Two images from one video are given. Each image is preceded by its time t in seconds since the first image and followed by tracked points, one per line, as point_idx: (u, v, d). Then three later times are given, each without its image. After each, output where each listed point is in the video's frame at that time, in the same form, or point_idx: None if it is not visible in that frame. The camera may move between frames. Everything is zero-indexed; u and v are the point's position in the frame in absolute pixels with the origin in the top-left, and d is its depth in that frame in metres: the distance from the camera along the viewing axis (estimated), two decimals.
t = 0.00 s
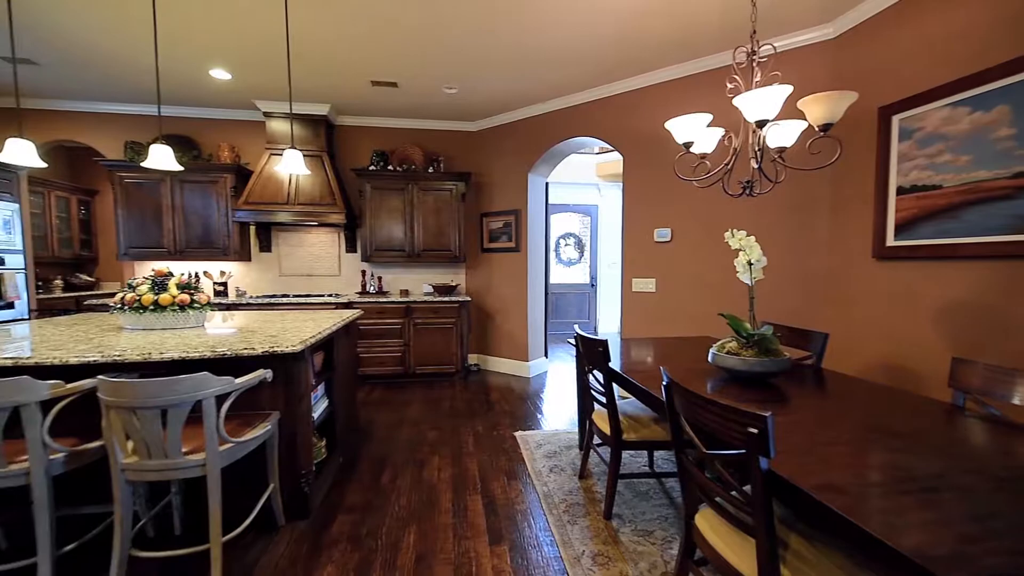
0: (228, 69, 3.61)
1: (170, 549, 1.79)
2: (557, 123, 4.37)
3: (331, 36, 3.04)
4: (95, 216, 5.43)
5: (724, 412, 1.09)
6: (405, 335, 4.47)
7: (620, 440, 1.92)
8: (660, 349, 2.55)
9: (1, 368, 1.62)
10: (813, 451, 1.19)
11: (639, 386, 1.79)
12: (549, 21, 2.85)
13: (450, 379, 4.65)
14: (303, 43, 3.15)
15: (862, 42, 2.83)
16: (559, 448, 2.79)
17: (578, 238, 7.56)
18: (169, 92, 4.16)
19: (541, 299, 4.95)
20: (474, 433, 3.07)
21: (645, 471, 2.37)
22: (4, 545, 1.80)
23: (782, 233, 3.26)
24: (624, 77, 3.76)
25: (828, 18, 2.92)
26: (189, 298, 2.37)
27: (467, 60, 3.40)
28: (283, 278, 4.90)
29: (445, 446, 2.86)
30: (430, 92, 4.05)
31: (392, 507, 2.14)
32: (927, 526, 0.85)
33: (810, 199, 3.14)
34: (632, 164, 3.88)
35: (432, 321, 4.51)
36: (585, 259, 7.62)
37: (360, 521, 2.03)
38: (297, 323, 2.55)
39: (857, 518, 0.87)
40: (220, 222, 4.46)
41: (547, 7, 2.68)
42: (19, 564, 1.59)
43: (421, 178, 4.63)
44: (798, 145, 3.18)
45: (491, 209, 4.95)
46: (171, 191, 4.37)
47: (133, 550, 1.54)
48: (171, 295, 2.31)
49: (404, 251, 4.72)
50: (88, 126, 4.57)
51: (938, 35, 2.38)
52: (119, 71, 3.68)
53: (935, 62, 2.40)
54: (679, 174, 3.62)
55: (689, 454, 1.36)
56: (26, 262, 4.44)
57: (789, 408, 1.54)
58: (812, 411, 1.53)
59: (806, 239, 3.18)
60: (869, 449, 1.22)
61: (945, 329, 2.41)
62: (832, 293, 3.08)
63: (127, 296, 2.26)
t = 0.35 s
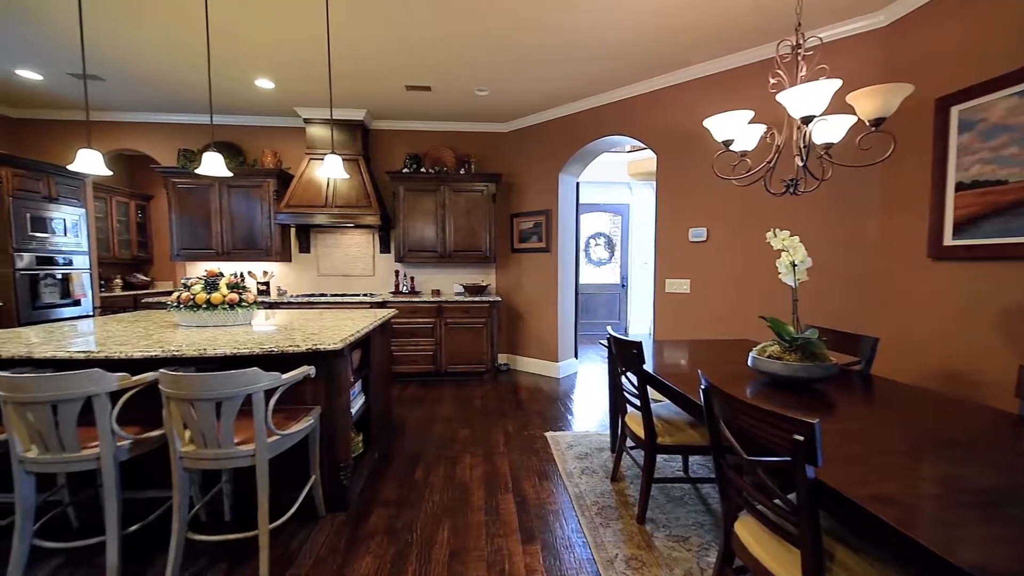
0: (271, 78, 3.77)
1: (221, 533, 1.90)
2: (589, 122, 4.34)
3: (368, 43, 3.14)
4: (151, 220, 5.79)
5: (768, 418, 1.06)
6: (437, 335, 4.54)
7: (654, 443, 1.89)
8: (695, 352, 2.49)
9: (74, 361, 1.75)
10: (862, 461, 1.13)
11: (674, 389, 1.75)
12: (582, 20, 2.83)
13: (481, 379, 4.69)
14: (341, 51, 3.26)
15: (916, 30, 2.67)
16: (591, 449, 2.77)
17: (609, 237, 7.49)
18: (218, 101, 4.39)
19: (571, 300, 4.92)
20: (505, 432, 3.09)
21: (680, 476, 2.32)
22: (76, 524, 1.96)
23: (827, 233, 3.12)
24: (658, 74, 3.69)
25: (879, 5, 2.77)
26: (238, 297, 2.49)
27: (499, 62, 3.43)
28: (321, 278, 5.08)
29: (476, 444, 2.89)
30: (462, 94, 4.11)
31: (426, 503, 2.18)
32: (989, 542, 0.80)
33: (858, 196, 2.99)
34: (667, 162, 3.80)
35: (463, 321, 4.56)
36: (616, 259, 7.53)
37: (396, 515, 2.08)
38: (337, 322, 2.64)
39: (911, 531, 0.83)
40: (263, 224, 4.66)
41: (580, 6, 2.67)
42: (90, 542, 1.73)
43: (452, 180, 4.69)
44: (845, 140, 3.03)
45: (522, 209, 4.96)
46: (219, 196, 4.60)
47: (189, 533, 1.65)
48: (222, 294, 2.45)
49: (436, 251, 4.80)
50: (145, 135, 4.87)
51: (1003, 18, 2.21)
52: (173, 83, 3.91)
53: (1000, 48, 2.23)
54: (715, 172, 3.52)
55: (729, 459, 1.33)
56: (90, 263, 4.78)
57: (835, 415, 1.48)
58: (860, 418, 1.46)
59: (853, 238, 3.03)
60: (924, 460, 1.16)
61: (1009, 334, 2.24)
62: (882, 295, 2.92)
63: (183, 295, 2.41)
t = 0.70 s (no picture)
0: (309, 85, 3.91)
1: (264, 522, 1.98)
2: (620, 120, 4.28)
3: (401, 49, 3.21)
4: (198, 222, 6.10)
5: (815, 427, 1.02)
6: (467, 334, 4.59)
7: (689, 448, 1.85)
8: (730, 355, 2.42)
9: (132, 357, 1.87)
10: (915, 474, 1.07)
11: (711, 394, 1.71)
12: (614, 18, 2.80)
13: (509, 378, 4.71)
14: (375, 58, 3.35)
15: (976, 15, 2.50)
16: (622, 452, 2.73)
17: (639, 237, 7.37)
18: (259, 109, 4.58)
19: (601, 300, 4.87)
20: (535, 432, 3.09)
21: (715, 483, 2.26)
22: (134, 508, 2.09)
23: (874, 232, 2.97)
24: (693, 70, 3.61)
25: None
26: (280, 297, 2.60)
27: (530, 63, 3.43)
28: (355, 278, 5.22)
29: (506, 443, 2.91)
30: (493, 96, 4.14)
31: (457, 500, 2.21)
32: None
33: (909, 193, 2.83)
34: (701, 160, 3.71)
35: (493, 321, 4.59)
36: (646, 259, 7.40)
37: (428, 511, 2.12)
38: (371, 321, 2.70)
39: (975, 549, 0.78)
40: (301, 226, 4.84)
41: (612, 4, 2.64)
42: (147, 525, 1.85)
43: (482, 181, 4.73)
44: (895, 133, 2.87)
45: (551, 209, 4.95)
46: (260, 199, 4.80)
47: (237, 521, 1.73)
48: (265, 294, 2.56)
49: (466, 251, 4.85)
50: (194, 142, 5.14)
51: None
52: (219, 93, 4.11)
53: None
54: (753, 169, 3.41)
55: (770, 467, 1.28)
56: (144, 264, 5.09)
57: (885, 424, 1.40)
58: (911, 428, 1.38)
59: (903, 237, 2.87)
60: (986, 474, 1.08)
61: None
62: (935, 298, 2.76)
63: (230, 294, 2.54)
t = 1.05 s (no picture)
0: (344, 91, 4.03)
1: (301, 516, 2.05)
2: (653, 119, 4.21)
3: (433, 55, 3.27)
4: (241, 225, 6.37)
5: (867, 441, 0.97)
6: (496, 335, 4.61)
7: (726, 457, 1.79)
8: (768, 361, 2.33)
9: (182, 355, 1.97)
10: (977, 494, 1.00)
11: (749, 401, 1.65)
12: (648, 16, 2.75)
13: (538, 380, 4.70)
14: (408, 63, 3.42)
15: None
16: (654, 458, 2.68)
17: (670, 237, 7.21)
18: (298, 115, 4.75)
19: (632, 302, 4.79)
20: (564, 435, 3.07)
21: (752, 493, 2.18)
22: (184, 497, 2.21)
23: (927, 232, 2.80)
24: (729, 65, 3.51)
25: None
26: (317, 298, 2.68)
27: (561, 63, 3.42)
28: (387, 279, 5.33)
29: (536, 446, 2.90)
30: (522, 97, 4.15)
31: (487, 501, 2.22)
32: None
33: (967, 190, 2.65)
34: (738, 159, 3.60)
35: (521, 322, 4.59)
36: (678, 260, 7.23)
37: (459, 510, 2.14)
38: (403, 322, 2.75)
39: None
40: (336, 229, 4.98)
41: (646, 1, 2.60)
42: (196, 514, 1.95)
43: (511, 183, 4.74)
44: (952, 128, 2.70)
45: (581, 210, 4.91)
46: (298, 202, 4.97)
47: (278, 514, 1.80)
48: (304, 295, 2.65)
49: (495, 253, 4.88)
50: (237, 149, 5.38)
51: None
52: (260, 101, 4.29)
53: None
54: (793, 167, 3.28)
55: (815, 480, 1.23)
56: (191, 265, 5.36)
57: (942, 439, 1.32)
58: (971, 443, 1.29)
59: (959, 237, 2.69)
60: None
61: None
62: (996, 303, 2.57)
63: (271, 295, 2.65)
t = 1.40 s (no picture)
0: (377, 98, 4.13)
1: (336, 513, 2.11)
2: (685, 118, 4.12)
3: (463, 59, 3.31)
4: (278, 228, 6.62)
5: (923, 461, 0.91)
6: (524, 338, 4.61)
7: (764, 468, 1.73)
8: (808, 368, 2.24)
9: (225, 355, 2.06)
10: None
11: (790, 412, 1.58)
12: (680, 14, 2.70)
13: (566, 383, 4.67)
14: (439, 69, 3.47)
15: None
16: (686, 466, 2.61)
17: (703, 237, 7.03)
18: (332, 122, 4.90)
19: (663, 305, 4.69)
20: (593, 440, 3.04)
21: (792, 507, 2.10)
22: (227, 491, 2.31)
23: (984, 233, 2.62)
24: (765, 61, 3.39)
25: None
26: (352, 301, 2.76)
27: (591, 64, 3.40)
28: (417, 280, 5.42)
29: (564, 450, 2.88)
30: (552, 99, 4.15)
31: (516, 505, 2.22)
32: None
33: None
34: (776, 158, 3.48)
35: (549, 325, 4.57)
36: (711, 260, 7.03)
37: (488, 513, 2.14)
38: (433, 324, 2.79)
39: None
40: (367, 231, 5.10)
41: None
42: (238, 508, 2.03)
43: (540, 185, 4.74)
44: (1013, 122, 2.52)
45: (610, 211, 4.86)
46: (332, 206, 5.12)
47: (315, 510, 1.86)
48: (339, 298, 2.73)
49: (523, 255, 4.88)
50: (275, 155, 5.60)
51: None
52: (298, 109, 4.44)
53: None
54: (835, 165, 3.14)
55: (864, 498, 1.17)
56: (232, 267, 5.60)
57: (1005, 456, 1.23)
58: None
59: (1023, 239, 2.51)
60: None
61: None
62: None
63: (308, 298, 2.74)
